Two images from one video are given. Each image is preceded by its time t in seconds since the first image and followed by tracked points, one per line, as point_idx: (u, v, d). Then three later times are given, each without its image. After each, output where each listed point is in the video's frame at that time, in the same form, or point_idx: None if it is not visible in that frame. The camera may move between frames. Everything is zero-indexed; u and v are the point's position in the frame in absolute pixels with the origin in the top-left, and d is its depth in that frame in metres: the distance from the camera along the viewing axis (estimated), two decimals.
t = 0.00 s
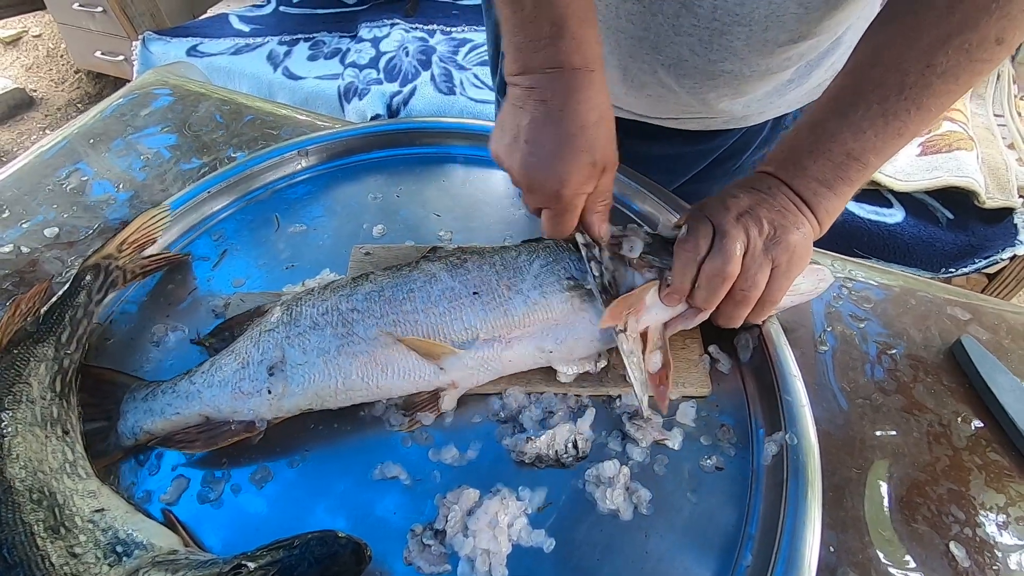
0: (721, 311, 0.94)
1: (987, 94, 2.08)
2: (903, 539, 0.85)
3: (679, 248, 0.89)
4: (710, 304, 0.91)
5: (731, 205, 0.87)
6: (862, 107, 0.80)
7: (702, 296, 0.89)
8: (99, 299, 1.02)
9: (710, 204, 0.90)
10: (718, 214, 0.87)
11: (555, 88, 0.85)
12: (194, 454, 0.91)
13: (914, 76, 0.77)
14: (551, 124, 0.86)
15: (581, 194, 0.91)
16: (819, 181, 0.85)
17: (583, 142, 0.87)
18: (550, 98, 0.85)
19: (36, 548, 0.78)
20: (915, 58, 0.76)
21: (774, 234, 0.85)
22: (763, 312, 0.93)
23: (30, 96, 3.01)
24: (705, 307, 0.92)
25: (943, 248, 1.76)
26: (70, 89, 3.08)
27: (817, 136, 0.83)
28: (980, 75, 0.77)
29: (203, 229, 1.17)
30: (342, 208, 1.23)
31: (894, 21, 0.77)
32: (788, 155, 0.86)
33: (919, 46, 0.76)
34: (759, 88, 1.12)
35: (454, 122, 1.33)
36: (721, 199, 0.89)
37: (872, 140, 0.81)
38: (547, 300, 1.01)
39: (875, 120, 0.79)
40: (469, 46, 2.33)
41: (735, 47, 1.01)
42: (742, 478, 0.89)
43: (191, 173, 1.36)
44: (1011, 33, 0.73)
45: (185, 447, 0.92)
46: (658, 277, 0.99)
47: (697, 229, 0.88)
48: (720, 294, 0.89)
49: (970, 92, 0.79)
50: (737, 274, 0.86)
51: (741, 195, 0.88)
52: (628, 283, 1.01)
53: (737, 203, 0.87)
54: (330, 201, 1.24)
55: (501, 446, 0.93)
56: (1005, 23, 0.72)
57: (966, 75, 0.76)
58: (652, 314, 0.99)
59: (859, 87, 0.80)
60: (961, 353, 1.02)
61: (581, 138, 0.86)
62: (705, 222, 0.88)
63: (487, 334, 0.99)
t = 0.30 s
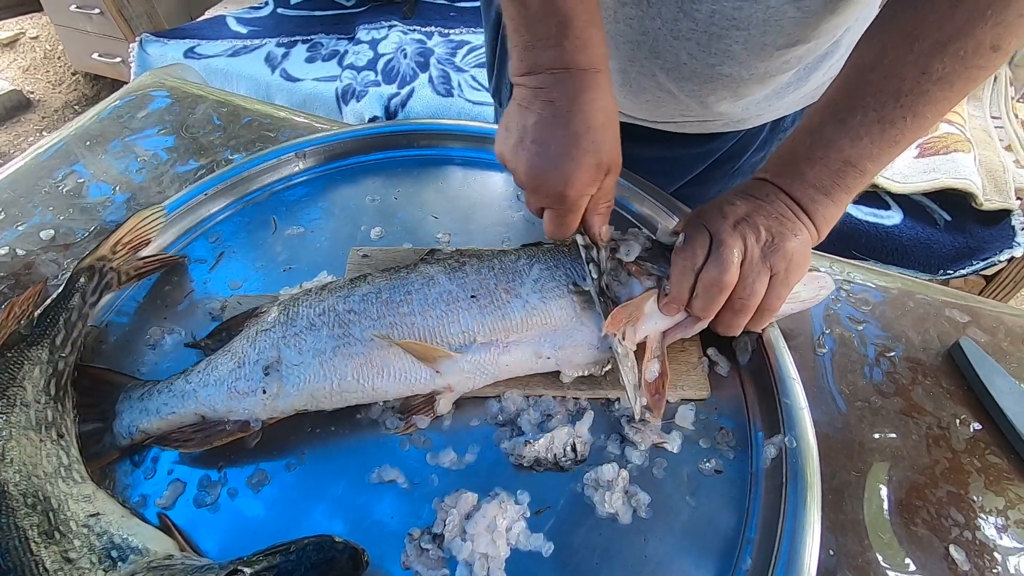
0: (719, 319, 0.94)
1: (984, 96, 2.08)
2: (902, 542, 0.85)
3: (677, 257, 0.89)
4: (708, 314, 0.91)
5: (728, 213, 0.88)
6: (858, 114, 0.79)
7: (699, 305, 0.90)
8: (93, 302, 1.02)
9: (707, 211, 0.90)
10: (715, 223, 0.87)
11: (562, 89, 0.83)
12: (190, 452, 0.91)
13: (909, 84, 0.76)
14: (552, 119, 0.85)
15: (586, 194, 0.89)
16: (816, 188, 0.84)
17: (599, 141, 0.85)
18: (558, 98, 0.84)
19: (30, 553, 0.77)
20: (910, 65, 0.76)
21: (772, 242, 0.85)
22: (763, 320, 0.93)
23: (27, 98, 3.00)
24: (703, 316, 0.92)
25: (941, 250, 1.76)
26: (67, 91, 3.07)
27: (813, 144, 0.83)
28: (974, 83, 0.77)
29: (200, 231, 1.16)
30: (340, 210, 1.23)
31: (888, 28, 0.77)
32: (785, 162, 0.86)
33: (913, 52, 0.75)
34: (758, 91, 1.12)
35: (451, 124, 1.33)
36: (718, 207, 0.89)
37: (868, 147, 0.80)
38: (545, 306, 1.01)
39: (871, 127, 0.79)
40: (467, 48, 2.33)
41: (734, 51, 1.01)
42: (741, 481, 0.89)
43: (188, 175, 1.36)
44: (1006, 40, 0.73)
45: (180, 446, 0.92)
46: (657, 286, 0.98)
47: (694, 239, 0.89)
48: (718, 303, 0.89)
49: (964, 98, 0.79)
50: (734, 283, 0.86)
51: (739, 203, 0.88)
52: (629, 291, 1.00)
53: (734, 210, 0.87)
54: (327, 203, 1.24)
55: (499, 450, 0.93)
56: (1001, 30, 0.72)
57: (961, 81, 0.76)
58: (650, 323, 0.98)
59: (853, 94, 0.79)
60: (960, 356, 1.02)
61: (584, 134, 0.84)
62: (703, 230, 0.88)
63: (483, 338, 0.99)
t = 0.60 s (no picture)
0: (720, 318, 0.94)
1: (983, 97, 2.09)
2: (903, 540, 0.85)
3: (677, 257, 0.89)
4: (710, 310, 0.90)
5: (727, 212, 0.88)
6: (855, 114, 0.80)
7: (700, 304, 0.89)
8: (96, 300, 1.02)
9: (707, 211, 0.90)
10: (715, 222, 0.88)
11: (572, 78, 0.81)
12: (189, 449, 0.92)
13: (907, 83, 0.77)
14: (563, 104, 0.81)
15: (593, 187, 0.86)
16: (814, 187, 0.85)
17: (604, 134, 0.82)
18: (566, 88, 0.81)
19: (34, 550, 0.77)
20: (907, 67, 0.77)
21: (771, 241, 0.85)
22: (763, 319, 0.94)
23: (27, 98, 3.00)
24: (704, 314, 0.91)
25: (940, 250, 1.76)
26: (67, 91, 3.07)
27: (811, 142, 0.83)
28: (971, 84, 0.78)
29: (201, 230, 1.17)
30: (341, 209, 1.23)
31: (887, 29, 0.77)
32: (784, 162, 0.86)
33: (910, 54, 0.76)
34: (757, 89, 1.12)
35: (451, 124, 1.34)
36: (718, 208, 0.89)
37: (866, 146, 0.81)
38: (546, 304, 1.02)
39: (869, 127, 0.80)
40: (468, 48, 2.33)
41: (733, 47, 1.01)
42: (742, 480, 0.89)
43: (189, 174, 1.36)
44: (1003, 42, 0.74)
45: (180, 443, 0.92)
46: (658, 286, 0.97)
47: (695, 238, 0.89)
48: (719, 302, 0.89)
49: (961, 99, 0.79)
50: (735, 281, 0.86)
51: (737, 202, 0.88)
52: (630, 291, 0.99)
53: (734, 210, 0.88)
54: (328, 203, 1.24)
55: (501, 448, 0.93)
56: (998, 31, 0.73)
57: (958, 82, 0.77)
58: (652, 323, 0.97)
59: (851, 94, 0.80)
60: (959, 355, 1.02)
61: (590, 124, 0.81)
62: (703, 230, 0.89)
63: (484, 335, 1.00)
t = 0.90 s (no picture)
0: (717, 321, 0.94)
1: (976, 98, 2.10)
2: (895, 535, 0.86)
3: (673, 261, 0.90)
4: (706, 314, 0.90)
5: (721, 216, 0.89)
6: (845, 116, 0.81)
7: (697, 307, 0.89)
8: (96, 301, 1.02)
9: (701, 215, 0.91)
10: (709, 226, 0.88)
11: (573, 88, 0.81)
12: (188, 447, 0.92)
13: (895, 86, 0.78)
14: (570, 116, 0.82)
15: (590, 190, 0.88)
16: (806, 189, 0.86)
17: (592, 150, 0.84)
18: (568, 98, 0.82)
19: (33, 548, 0.78)
20: (896, 68, 0.78)
21: (765, 242, 0.86)
22: (761, 320, 0.93)
23: (24, 101, 3.01)
24: (701, 318, 0.92)
25: (934, 250, 1.78)
26: (65, 93, 3.08)
27: (802, 146, 0.84)
28: (958, 86, 0.79)
29: (200, 231, 1.17)
30: (338, 211, 1.24)
31: (875, 33, 0.79)
32: (775, 164, 0.87)
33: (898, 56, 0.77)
34: (750, 90, 1.13)
35: (447, 126, 1.34)
36: (711, 211, 0.90)
37: (856, 148, 0.82)
38: (543, 310, 1.00)
39: (858, 129, 0.81)
40: (465, 50, 2.34)
41: (729, 50, 1.02)
42: (736, 476, 0.90)
43: (187, 176, 1.37)
44: (987, 44, 0.75)
45: (180, 442, 0.93)
46: (656, 289, 0.97)
47: (690, 242, 0.90)
48: (716, 306, 0.89)
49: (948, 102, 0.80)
50: (731, 284, 0.86)
51: (730, 205, 0.89)
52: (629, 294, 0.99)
53: (727, 214, 0.88)
54: (325, 205, 1.25)
55: (497, 446, 0.94)
56: (983, 34, 0.74)
57: (944, 85, 0.78)
58: (650, 326, 0.97)
59: (841, 96, 0.81)
60: (951, 353, 1.03)
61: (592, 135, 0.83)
62: (698, 233, 0.89)
63: (482, 339, 0.99)
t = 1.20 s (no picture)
0: (699, 328, 0.94)
1: (964, 99, 2.12)
2: (881, 531, 0.86)
3: (660, 273, 0.89)
4: (690, 324, 0.91)
5: (704, 221, 0.89)
6: (827, 118, 0.81)
7: (681, 317, 0.90)
8: (84, 304, 1.02)
9: (684, 220, 0.91)
10: (692, 233, 0.88)
11: (535, 96, 0.85)
12: (166, 451, 0.92)
13: (877, 87, 0.78)
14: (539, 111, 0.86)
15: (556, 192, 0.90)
16: (789, 191, 0.86)
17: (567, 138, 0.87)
18: (529, 105, 0.86)
19: (19, 551, 0.78)
20: (877, 70, 0.77)
21: (748, 248, 0.86)
22: (742, 324, 0.93)
23: (17, 106, 3.00)
24: (685, 327, 0.92)
25: (923, 249, 1.79)
26: (58, 98, 3.07)
27: (785, 148, 0.84)
28: (939, 87, 0.79)
29: (190, 235, 1.17)
30: (329, 213, 1.24)
31: (860, 33, 0.78)
32: (758, 165, 0.88)
33: (880, 59, 0.77)
34: (738, 94, 1.14)
35: (441, 127, 1.35)
36: (694, 215, 0.90)
37: (838, 149, 0.82)
38: (520, 320, 1.01)
39: (841, 130, 0.81)
40: (457, 54, 2.35)
41: (716, 57, 1.03)
42: (724, 475, 0.90)
43: (177, 180, 1.37)
44: (967, 46, 0.75)
45: (157, 446, 0.92)
46: (638, 298, 0.99)
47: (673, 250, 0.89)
48: (699, 316, 0.89)
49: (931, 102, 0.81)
50: (715, 297, 0.87)
51: (712, 208, 0.89)
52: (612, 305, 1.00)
53: (710, 218, 0.88)
54: (316, 208, 1.25)
55: (486, 447, 0.94)
56: (962, 36, 0.74)
57: (926, 85, 0.78)
58: (631, 333, 0.99)
59: (823, 99, 0.81)
60: (937, 351, 1.04)
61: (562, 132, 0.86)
62: (680, 241, 0.89)
63: (460, 349, 0.99)
